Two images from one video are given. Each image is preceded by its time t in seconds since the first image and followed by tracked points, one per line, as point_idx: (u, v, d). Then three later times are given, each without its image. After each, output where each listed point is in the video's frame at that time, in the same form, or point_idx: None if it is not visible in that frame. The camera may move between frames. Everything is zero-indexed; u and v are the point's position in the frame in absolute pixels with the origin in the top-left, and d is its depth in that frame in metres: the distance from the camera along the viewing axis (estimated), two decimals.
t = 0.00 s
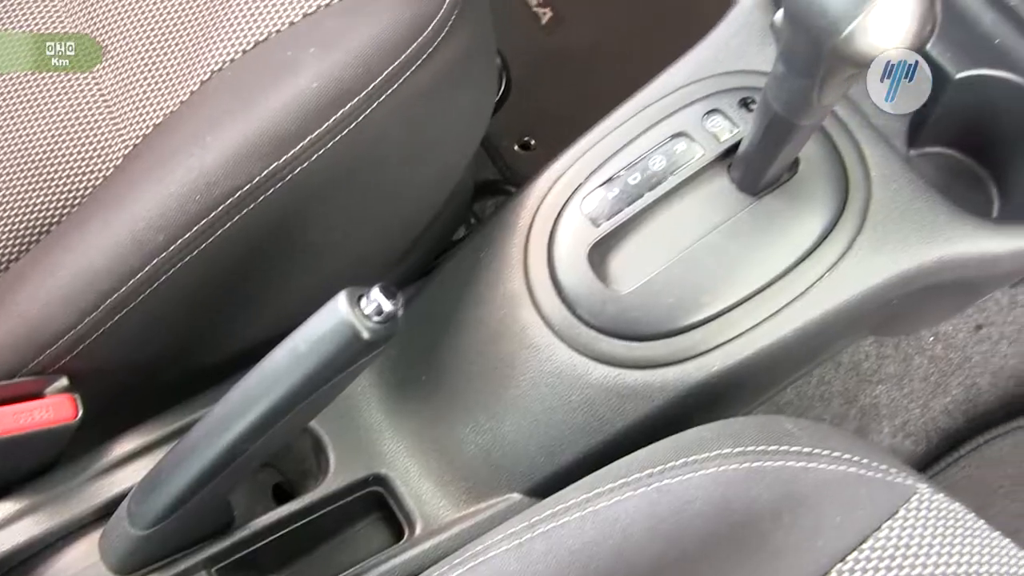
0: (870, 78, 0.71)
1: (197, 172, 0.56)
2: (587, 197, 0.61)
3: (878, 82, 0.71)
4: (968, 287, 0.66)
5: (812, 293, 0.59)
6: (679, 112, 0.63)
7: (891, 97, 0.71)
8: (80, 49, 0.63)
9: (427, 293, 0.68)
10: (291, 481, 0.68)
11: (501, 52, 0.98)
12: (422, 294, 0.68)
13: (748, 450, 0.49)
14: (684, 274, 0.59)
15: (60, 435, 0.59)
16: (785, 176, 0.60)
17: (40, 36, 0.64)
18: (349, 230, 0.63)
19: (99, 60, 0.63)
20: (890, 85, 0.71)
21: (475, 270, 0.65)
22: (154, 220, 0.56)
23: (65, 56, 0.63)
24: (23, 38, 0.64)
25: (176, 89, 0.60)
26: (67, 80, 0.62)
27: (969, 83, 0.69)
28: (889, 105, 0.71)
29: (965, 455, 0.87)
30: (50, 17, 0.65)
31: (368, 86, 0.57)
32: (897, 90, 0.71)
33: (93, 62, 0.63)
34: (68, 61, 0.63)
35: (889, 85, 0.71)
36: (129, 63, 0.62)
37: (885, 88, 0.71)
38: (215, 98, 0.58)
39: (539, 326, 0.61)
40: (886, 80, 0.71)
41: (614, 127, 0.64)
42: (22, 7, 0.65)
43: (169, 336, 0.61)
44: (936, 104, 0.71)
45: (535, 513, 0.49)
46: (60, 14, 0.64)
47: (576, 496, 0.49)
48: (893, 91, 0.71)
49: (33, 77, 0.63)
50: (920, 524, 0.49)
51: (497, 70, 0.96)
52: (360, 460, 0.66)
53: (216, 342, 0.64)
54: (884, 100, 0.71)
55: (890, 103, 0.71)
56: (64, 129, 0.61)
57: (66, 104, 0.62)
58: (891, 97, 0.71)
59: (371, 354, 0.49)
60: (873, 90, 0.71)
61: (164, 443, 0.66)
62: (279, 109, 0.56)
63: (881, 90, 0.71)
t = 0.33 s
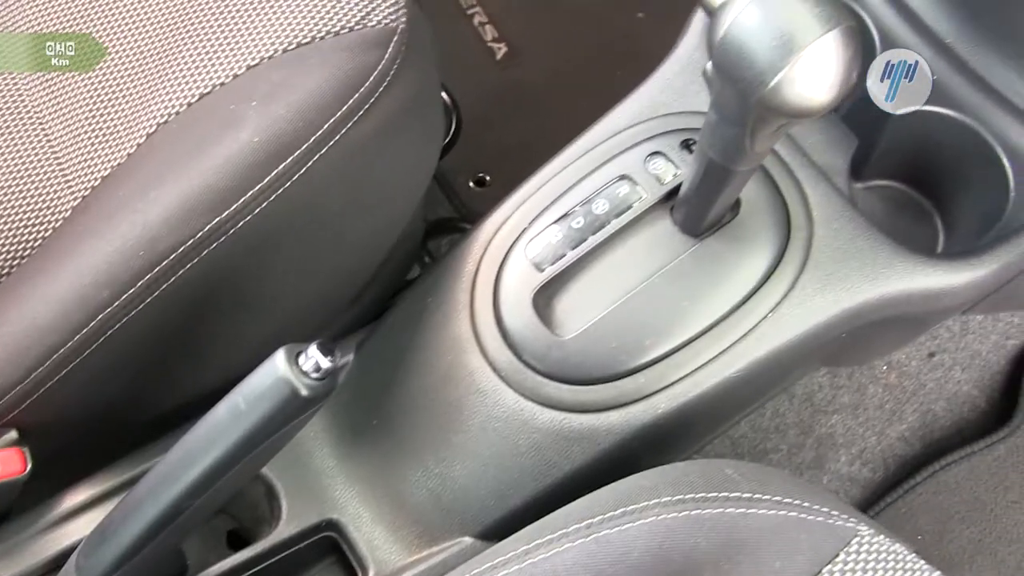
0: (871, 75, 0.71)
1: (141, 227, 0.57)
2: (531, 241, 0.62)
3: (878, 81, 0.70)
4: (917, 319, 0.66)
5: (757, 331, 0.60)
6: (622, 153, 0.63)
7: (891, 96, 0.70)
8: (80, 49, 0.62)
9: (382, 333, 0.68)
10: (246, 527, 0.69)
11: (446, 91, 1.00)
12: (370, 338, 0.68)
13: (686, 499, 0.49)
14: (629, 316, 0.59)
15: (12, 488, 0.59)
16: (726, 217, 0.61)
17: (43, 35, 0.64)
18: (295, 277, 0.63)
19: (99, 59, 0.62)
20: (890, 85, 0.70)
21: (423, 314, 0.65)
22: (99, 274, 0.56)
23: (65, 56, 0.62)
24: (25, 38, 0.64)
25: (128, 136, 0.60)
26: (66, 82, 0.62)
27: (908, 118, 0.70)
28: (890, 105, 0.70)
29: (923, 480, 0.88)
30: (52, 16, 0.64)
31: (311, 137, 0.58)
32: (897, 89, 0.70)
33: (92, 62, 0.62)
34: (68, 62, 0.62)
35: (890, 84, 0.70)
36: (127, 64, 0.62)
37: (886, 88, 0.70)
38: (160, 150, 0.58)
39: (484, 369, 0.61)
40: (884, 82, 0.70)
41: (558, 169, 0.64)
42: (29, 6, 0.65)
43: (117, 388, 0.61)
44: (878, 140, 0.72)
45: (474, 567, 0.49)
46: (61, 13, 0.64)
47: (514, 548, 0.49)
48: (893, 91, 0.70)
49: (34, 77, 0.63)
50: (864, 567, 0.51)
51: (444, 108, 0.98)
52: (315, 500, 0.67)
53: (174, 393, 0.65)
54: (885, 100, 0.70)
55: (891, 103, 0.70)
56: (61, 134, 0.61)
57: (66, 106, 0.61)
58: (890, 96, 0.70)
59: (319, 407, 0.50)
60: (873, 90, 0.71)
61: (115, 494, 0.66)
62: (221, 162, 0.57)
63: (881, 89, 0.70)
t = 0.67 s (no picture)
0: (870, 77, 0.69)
1: (78, 279, 0.56)
2: (477, 280, 0.62)
3: (878, 81, 0.68)
4: (870, 347, 0.65)
5: (707, 367, 0.59)
6: (566, 192, 0.62)
7: (892, 96, 0.68)
8: (81, 49, 0.62)
9: (337, 373, 0.67)
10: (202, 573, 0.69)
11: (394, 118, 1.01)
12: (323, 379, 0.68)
13: (629, 542, 0.49)
14: (575, 354, 0.59)
15: None
16: (672, 252, 0.60)
17: (42, 36, 0.63)
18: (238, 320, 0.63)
19: (101, 60, 0.62)
20: (890, 85, 0.68)
21: (372, 355, 0.65)
22: (38, 327, 0.56)
23: (65, 56, 0.62)
24: (25, 38, 0.63)
25: (78, 171, 0.59)
26: (67, 82, 0.61)
27: (860, 144, 0.70)
28: (890, 105, 0.68)
29: (885, 502, 0.90)
30: (50, 16, 0.64)
31: (245, 186, 0.58)
32: (898, 90, 0.68)
33: (95, 61, 0.61)
34: (68, 62, 0.61)
35: (890, 84, 0.68)
36: (129, 64, 0.61)
37: (886, 88, 0.68)
38: (99, 196, 0.58)
39: (433, 410, 0.61)
40: (885, 82, 0.68)
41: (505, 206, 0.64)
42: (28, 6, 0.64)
43: (64, 439, 0.60)
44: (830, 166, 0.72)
45: None
46: (60, 14, 0.63)
47: None
48: (893, 91, 0.68)
49: (35, 78, 0.62)
50: None
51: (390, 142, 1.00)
52: (270, 545, 0.67)
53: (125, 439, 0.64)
54: (884, 101, 0.68)
55: (891, 104, 0.68)
56: (61, 137, 0.60)
57: (67, 106, 0.61)
58: (891, 96, 0.68)
59: (259, 459, 0.49)
60: (872, 90, 0.69)
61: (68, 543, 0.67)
62: (158, 213, 0.57)
63: (881, 90, 0.68)
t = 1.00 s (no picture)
0: (870, 77, 0.67)
1: (22, 323, 0.55)
2: (433, 313, 0.61)
3: (878, 81, 0.67)
4: (831, 369, 0.65)
5: (664, 396, 0.59)
6: (519, 222, 0.62)
7: (893, 96, 0.67)
8: (81, 49, 0.61)
9: (295, 409, 0.67)
10: None
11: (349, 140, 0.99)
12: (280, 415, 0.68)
13: None
14: (531, 388, 0.59)
15: None
16: (629, 281, 0.60)
17: (43, 37, 0.63)
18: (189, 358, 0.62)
19: (102, 60, 0.61)
20: (889, 85, 0.67)
21: (327, 390, 0.65)
22: None
23: (65, 56, 0.61)
24: (26, 40, 0.63)
25: (43, 196, 0.59)
26: (68, 82, 0.61)
27: (818, 165, 0.70)
28: (890, 105, 0.67)
29: (856, 521, 0.90)
30: (52, 18, 0.63)
31: (196, 224, 0.58)
32: (898, 90, 0.66)
33: (95, 62, 0.61)
34: (68, 62, 0.61)
35: (889, 85, 0.67)
36: (126, 69, 0.61)
37: (886, 88, 0.67)
38: (49, 237, 0.57)
39: (390, 445, 0.61)
40: (885, 82, 0.67)
41: (459, 238, 0.63)
42: (32, 7, 0.64)
43: (15, 484, 0.59)
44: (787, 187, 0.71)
45: None
46: (61, 15, 0.63)
47: None
48: (893, 91, 0.67)
49: (36, 78, 0.62)
50: None
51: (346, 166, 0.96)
52: None
53: (77, 481, 0.63)
54: (884, 101, 0.67)
55: (890, 104, 0.67)
56: (51, 144, 0.60)
57: (67, 107, 0.60)
58: (890, 97, 0.67)
59: (207, 504, 0.49)
60: (872, 91, 0.67)
61: None
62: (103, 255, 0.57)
63: (881, 90, 0.67)
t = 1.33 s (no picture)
0: (871, 76, 0.65)
1: None
2: (395, 344, 0.61)
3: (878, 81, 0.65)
4: (798, 389, 0.65)
5: (629, 421, 0.59)
6: (479, 249, 0.62)
7: (894, 95, 0.65)
8: (81, 49, 0.61)
9: (261, 442, 0.66)
10: None
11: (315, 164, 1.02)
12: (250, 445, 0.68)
13: None
14: (494, 416, 0.58)
15: None
16: (591, 304, 0.59)
17: (45, 37, 0.63)
18: (149, 392, 0.62)
19: (101, 62, 0.61)
20: (889, 85, 0.65)
21: (291, 422, 0.65)
22: None
23: (65, 55, 0.61)
24: (27, 39, 0.63)
25: (28, 207, 0.58)
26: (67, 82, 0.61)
27: (780, 183, 0.69)
28: (891, 105, 0.65)
29: (833, 537, 0.89)
30: (52, 20, 0.63)
31: (153, 260, 0.58)
32: (898, 90, 0.64)
33: (94, 64, 0.61)
34: (68, 61, 0.61)
35: (889, 84, 0.65)
36: (122, 75, 0.61)
37: (886, 88, 0.65)
38: (5, 275, 0.57)
39: (354, 477, 0.61)
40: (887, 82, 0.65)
41: (420, 267, 0.63)
42: (36, 7, 0.64)
43: None
44: (751, 205, 0.71)
45: None
46: (62, 17, 0.63)
47: None
48: (893, 91, 0.65)
49: (34, 77, 0.62)
50: None
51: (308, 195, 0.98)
52: None
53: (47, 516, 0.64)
54: (884, 101, 0.65)
55: (891, 104, 0.65)
56: (43, 145, 0.59)
57: (64, 109, 0.60)
58: (890, 97, 0.65)
59: (164, 543, 0.48)
60: (872, 90, 0.65)
61: None
62: (57, 296, 0.56)
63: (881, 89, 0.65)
